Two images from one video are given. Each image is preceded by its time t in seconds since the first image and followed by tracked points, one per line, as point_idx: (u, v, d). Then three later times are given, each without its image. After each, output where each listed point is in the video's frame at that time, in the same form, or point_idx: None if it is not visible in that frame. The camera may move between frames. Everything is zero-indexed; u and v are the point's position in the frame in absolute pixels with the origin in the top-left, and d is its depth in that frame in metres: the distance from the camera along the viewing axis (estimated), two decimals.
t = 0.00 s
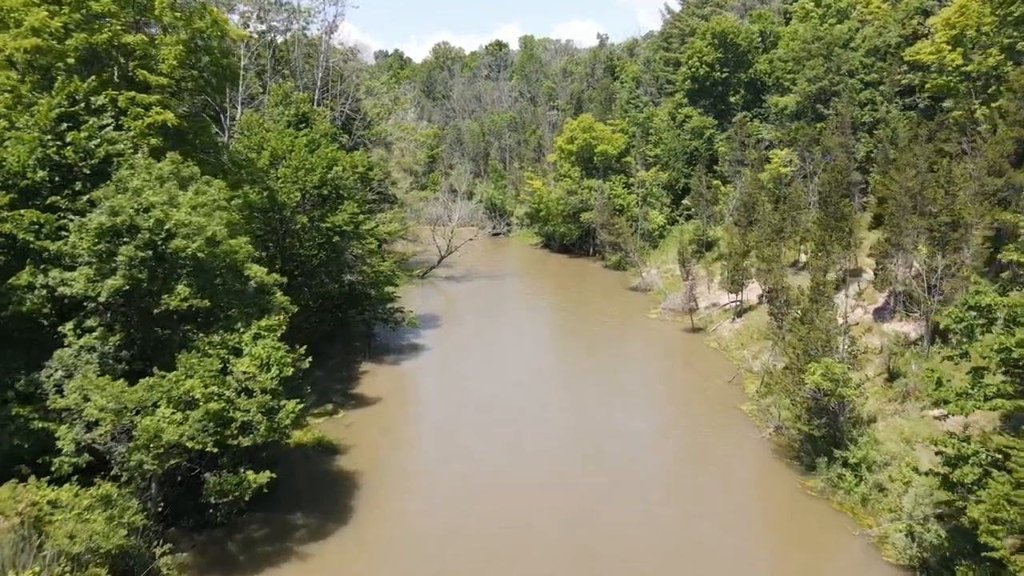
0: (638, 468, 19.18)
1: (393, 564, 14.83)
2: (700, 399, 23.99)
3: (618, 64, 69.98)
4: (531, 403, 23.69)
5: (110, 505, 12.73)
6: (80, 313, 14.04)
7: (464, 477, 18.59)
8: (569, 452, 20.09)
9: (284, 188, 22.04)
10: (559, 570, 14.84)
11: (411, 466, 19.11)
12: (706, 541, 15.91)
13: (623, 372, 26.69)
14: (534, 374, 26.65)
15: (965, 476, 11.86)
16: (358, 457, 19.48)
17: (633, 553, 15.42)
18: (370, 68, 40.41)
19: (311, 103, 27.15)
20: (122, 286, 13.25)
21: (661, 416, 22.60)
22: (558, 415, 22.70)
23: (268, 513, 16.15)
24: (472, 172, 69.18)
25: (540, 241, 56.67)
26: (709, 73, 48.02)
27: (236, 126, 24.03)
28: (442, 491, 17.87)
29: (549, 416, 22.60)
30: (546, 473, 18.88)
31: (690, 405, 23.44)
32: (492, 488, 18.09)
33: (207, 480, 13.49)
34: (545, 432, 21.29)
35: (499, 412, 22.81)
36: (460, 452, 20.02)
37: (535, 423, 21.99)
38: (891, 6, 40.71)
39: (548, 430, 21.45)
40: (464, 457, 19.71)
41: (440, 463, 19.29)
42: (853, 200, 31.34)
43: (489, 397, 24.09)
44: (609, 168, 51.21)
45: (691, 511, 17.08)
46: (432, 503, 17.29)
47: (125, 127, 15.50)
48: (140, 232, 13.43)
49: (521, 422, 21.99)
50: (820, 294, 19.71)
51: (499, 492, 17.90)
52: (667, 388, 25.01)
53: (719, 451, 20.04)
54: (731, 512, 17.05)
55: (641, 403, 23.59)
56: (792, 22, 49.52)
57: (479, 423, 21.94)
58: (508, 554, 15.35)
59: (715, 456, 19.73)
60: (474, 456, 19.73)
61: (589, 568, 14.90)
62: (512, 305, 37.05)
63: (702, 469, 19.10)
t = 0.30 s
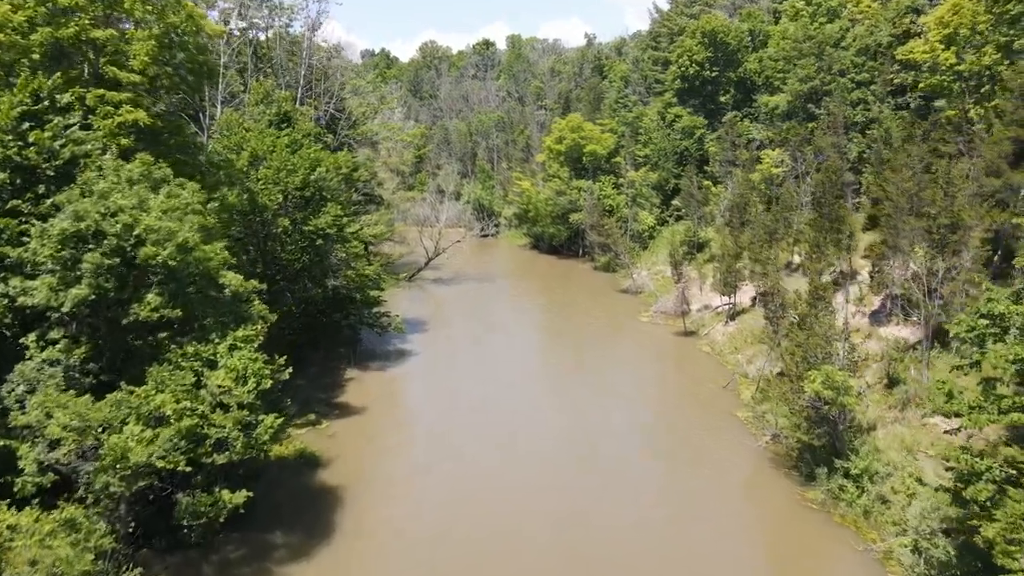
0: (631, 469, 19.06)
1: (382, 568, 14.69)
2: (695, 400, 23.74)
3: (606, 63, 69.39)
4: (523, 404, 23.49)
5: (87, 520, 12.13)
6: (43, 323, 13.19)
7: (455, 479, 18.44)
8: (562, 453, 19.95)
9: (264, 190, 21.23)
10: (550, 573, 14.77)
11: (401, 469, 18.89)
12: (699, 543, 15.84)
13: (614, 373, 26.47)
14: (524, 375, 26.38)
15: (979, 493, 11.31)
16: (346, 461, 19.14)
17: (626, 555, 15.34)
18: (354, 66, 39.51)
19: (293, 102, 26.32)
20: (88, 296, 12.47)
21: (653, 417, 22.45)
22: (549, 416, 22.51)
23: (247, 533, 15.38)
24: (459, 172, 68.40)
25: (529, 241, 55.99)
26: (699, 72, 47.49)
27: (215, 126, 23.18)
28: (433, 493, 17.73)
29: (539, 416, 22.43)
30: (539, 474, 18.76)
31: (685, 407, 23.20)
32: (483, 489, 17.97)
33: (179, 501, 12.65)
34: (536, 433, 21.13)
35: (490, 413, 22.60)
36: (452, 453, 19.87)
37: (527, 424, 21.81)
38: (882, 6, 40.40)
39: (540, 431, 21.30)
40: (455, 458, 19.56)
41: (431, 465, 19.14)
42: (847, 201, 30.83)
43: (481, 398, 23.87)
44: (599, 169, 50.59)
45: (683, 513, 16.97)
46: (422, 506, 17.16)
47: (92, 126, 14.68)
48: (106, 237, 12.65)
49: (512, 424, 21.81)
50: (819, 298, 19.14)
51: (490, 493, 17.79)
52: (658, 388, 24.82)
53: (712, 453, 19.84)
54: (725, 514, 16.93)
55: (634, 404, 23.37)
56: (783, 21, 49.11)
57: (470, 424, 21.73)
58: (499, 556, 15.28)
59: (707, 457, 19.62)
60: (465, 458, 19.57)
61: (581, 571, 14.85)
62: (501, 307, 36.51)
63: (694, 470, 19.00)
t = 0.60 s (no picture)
0: (624, 469, 19.06)
1: (375, 570, 14.67)
2: (688, 401, 23.65)
3: (594, 62, 68.94)
4: (514, 405, 23.42)
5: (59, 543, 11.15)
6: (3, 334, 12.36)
7: (447, 480, 18.43)
8: (554, 454, 19.95)
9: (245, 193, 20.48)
10: (543, 572, 14.81)
11: (393, 472, 18.83)
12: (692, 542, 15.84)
13: (605, 374, 26.39)
14: (516, 376, 26.34)
15: (993, 509, 10.82)
16: (337, 465, 19.01)
17: (619, 555, 15.33)
18: (339, 65, 38.72)
19: (275, 100, 25.57)
20: (52, 306, 11.67)
21: (644, 418, 22.43)
22: (541, 417, 22.48)
23: (225, 554, 14.62)
24: (446, 173, 67.79)
25: (518, 243, 55.44)
26: (689, 72, 47.07)
27: (194, 126, 22.43)
28: (425, 493, 17.73)
29: (531, 418, 22.38)
30: (532, 474, 18.75)
31: (677, 408, 23.08)
32: (476, 490, 17.97)
33: (150, 523, 11.84)
34: (528, 434, 21.12)
35: (481, 415, 22.55)
36: (444, 454, 19.85)
37: (518, 425, 21.79)
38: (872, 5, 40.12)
39: (531, 432, 21.29)
40: (448, 459, 19.55)
41: (423, 466, 19.11)
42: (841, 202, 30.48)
43: (472, 400, 23.79)
44: (588, 169, 50.09)
45: (677, 513, 16.96)
46: (415, 506, 17.15)
47: (57, 126, 13.89)
48: (71, 244, 11.87)
49: (503, 425, 21.79)
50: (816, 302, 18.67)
51: (482, 494, 17.78)
52: (650, 390, 24.78)
53: (705, 454, 19.78)
54: (720, 514, 16.90)
55: (626, 406, 23.32)
56: (772, 21, 48.87)
57: (461, 425, 21.70)
58: (492, 556, 15.31)
59: (700, 457, 19.61)
60: (456, 459, 19.55)
61: (574, 570, 14.88)
62: (489, 309, 36.13)
63: (687, 470, 19.02)
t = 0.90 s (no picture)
0: (616, 470, 18.85)
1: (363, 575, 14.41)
2: (680, 402, 23.42)
3: (583, 61, 68.39)
4: (506, 408, 23.16)
5: (24, 569, 9.93)
6: None
7: (436, 482, 18.20)
8: (546, 455, 19.71)
9: (226, 195, 19.72)
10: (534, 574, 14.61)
11: (381, 475, 18.53)
12: (685, 544, 15.63)
13: (596, 376, 26.16)
14: (505, 378, 26.07)
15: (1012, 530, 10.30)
16: (326, 469, 18.74)
17: (610, 557, 15.13)
18: (325, 63, 37.94)
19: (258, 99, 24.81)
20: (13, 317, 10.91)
21: (635, 419, 22.22)
22: (531, 419, 22.24)
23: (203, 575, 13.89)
24: (435, 173, 67.09)
25: (508, 244, 54.84)
26: (681, 71, 46.58)
27: (173, 125, 21.66)
28: (414, 496, 17.47)
29: (521, 420, 22.14)
30: (523, 476, 18.53)
31: (671, 411, 22.77)
32: (466, 492, 17.73)
33: (120, 548, 11.14)
34: (518, 435, 20.90)
35: (470, 417, 22.27)
36: (434, 456, 19.61)
37: (508, 427, 21.56)
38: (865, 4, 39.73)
39: (521, 434, 21.06)
40: (437, 461, 19.30)
41: (413, 468, 18.87)
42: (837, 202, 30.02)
43: (463, 402, 23.51)
44: (579, 169, 49.52)
45: (669, 514, 16.75)
46: (404, 510, 16.89)
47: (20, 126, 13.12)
48: (34, 251, 11.11)
49: (493, 427, 21.54)
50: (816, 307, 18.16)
51: (472, 496, 17.55)
52: (641, 391, 24.57)
53: (697, 456, 19.58)
54: (714, 517, 16.66)
55: (617, 407, 23.12)
56: (764, 20, 48.46)
57: (451, 427, 21.43)
58: (482, 559, 15.10)
59: (692, 458, 19.42)
60: (446, 461, 19.30)
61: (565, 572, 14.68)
62: (479, 311, 35.69)
63: (678, 470, 18.84)
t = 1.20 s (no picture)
0: (610, 471, 18.86)
1: None
2: (672, 403, 23.33)
3: (573, 61, 67.74)
4: (500, 408, 23.06)
5: None
6: None
7: (431, 484, 18.08)
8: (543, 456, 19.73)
9: (205, 197, 18.89)
10: None
11: (374, 479, 18.31)
12: (684, 547, 15.58)
13: (588, 377, 26.06)
14: (497, 378, 25.91)
15: None
16: (319, 472, 18.55)
17: (610, 558, 15.17)
18: (311, 61, 37.06)
19: (239, 97, 23.95)
20: None
21: (628, 420, 22.17)
22: (524, 419, 22.16)
23: None
24: (424, 174, 66.31)
25: (499, 246, 54.17)
26: (673, 70, 45.98)
27: (150, 125, 20.80)
28: (410, 500, 17.31)
29: (514, 421, 22.05)
30: (520, 477, 18.54)
31: (666, 411, 22.76)
32: (462, 494, 17.64)
33: None
34: (512, 436, 20.84)
35: (463, 419, 22.12)
36: (430, 457, 19.55)
37: (501, 428, 21.48)
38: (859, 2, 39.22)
39: (515, 435, 20.99)
40: (431, 463, 19.17)
41: (408, 469, 18.79)
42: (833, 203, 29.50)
43: (457, 402, 23.41)
44: (570, 170, 48.86)
45: (667, 514, 16.80)
46: (400, 513, 16.75)
47: None
48: None
49: (486, 429, 21.43)
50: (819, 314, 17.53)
51: (469, 496, 17.59)
52: (633, 391, 24.50)
53: (691, 457, 19.55)
54: (712, 517, 16.67)
55: (610, 408, 23.06)
56: (756, 19, 47.93)
57: (444, 429, 21.27)
58: (481, 562, 15.05)
59: (686, 459, 19.40)
60: (441, 463, 19.17)
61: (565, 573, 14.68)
62: (470, 313, 35.22)
63: (673, 471, 18.82)
